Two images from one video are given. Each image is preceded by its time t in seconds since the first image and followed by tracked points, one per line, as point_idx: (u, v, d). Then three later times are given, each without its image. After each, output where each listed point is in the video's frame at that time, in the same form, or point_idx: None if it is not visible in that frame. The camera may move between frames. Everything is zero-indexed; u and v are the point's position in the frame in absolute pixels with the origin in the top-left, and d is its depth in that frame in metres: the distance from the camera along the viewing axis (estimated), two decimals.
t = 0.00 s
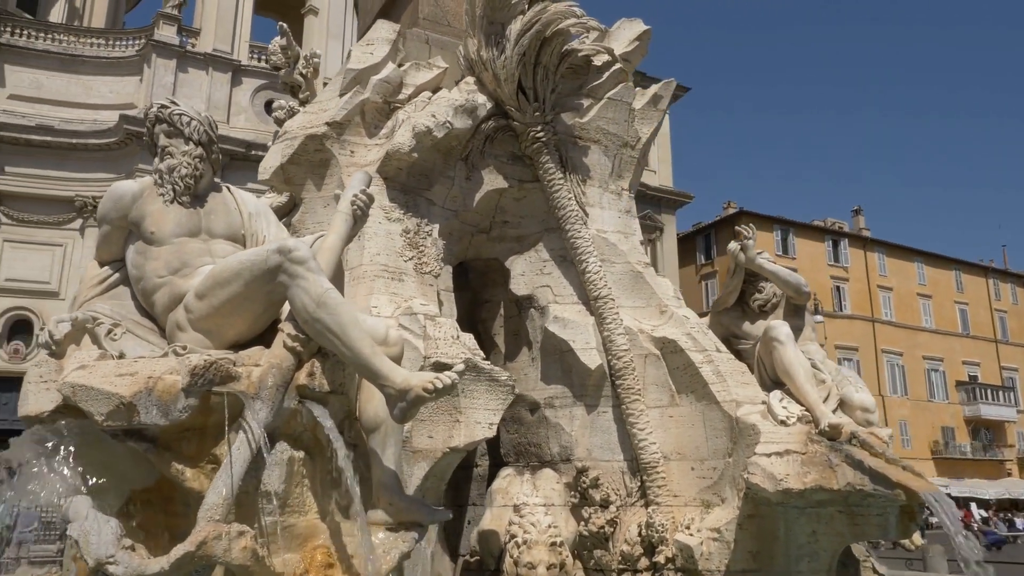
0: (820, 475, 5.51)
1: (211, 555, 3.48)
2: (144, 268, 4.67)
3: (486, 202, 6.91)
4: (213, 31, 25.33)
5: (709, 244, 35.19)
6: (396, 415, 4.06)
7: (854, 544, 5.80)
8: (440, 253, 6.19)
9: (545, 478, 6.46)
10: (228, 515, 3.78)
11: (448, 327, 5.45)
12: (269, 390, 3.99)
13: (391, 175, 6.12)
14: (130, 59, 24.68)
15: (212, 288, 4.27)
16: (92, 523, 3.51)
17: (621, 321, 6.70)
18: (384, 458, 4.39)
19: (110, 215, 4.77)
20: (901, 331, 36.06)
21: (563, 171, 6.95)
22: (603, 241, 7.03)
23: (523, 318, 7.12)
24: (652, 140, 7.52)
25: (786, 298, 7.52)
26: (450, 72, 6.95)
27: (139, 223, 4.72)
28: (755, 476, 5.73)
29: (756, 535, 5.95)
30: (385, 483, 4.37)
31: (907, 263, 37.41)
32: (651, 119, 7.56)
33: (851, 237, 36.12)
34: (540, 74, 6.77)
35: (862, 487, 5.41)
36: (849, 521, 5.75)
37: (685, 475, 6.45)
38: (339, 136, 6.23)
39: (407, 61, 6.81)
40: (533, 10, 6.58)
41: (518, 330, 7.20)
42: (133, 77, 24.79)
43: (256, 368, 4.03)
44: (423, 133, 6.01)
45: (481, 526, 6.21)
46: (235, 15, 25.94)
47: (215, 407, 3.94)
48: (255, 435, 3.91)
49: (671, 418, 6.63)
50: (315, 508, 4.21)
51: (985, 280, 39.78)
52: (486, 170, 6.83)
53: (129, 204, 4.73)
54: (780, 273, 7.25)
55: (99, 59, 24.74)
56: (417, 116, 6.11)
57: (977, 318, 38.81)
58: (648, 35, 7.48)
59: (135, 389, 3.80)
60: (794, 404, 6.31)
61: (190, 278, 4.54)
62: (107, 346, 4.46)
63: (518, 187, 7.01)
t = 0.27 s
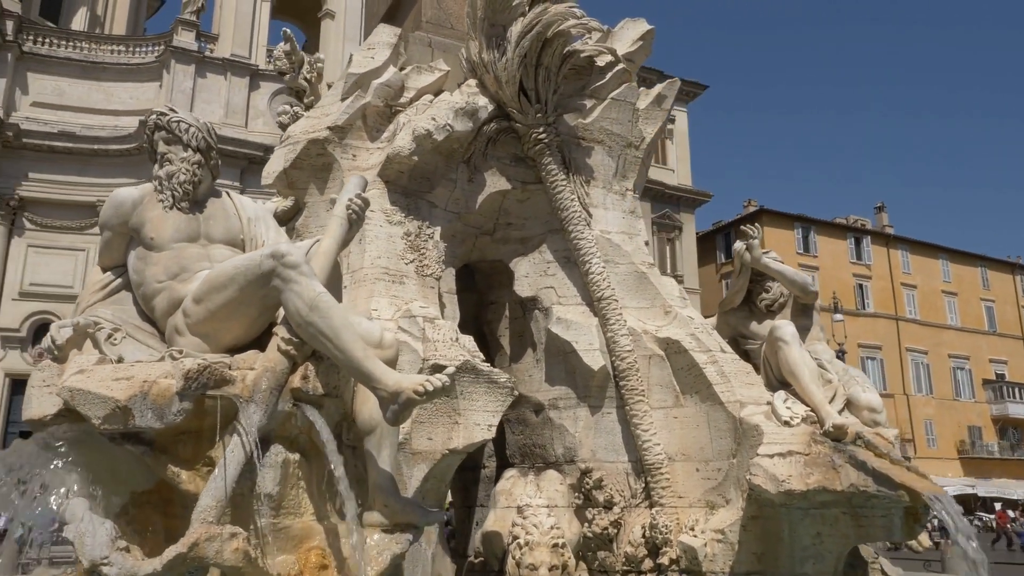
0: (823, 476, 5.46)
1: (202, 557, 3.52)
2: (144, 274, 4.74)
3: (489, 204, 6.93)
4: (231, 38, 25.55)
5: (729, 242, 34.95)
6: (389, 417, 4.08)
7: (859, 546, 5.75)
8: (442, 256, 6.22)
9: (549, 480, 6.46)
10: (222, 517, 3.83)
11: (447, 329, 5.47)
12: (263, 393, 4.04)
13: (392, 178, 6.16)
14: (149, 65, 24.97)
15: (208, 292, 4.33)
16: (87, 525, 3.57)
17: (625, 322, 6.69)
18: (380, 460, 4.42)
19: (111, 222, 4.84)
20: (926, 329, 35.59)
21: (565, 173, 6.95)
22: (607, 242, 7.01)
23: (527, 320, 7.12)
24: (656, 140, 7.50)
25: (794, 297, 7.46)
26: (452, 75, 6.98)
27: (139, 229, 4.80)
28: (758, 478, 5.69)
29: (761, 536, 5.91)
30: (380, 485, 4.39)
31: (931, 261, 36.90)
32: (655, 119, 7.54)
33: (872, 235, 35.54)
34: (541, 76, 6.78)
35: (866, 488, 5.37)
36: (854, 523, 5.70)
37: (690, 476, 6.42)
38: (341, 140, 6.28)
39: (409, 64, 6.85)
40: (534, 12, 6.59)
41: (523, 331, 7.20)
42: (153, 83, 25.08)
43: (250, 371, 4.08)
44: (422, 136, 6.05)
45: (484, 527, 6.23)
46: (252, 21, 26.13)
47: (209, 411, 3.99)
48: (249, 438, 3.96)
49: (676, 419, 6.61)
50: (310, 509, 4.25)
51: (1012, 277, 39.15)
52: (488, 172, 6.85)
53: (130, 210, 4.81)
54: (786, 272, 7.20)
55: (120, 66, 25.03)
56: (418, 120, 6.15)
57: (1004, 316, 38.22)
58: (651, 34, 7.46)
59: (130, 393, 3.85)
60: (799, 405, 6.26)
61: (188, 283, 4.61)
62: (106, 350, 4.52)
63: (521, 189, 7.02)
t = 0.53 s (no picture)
0: (825, 476, 5.43)
1: (194, 557, 3.57)
2: (143, 279, 4.82)
3: (491, 205, 6.95)
4: (248, 41, 25.92)
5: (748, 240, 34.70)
6: (381, 419, 4.12)
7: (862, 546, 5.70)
8: (443, 258, 6.25)
9: (551, 480, 6.45)
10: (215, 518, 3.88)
11: (446, 331, 5.50)
12: (257, 395, 4.09)
13: (392, 181, 6.20)
14: (168, 71, 25.19)
15: (204, 296, 4.38)
16: (81, 526, 3.64)
17: (627, 322, 6.68)
18: (374, 462, 4.45)
19: (112, 228, 4.92)
20: (950, 326, 35.11)
21: (567, 174, 6.96)
22: (609, 242, 7.00)
23: (530, 321, 7.12)
24: (660, 140, 7.48)
25: (800, 297, 7.41)
26: (454, 78, 7.00)
27: (139, 234, 4.87)
28: (759, 478, 5.66)
29: (764, 537, 5.88)
30: (374, 486, 4.43)
31: (954, 257, 36.40)
32: (658, 118, 7.52)
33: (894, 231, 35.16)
34: (542, 77, 6.78)
35: (867, 489, 5.32)
36: (857, 523, 5.65)
37: (693, 476, 6.40)
38: (342, 143, 6.33)
39: (410, 67, 6.87)
40: (533, 14, 6.61)
41: (527, 332, 7.20)
42: (171, 88, 25.24)
43: (245, 374, 4.14)
44: (422, 139, 6.08)
45: (487, 528, 6.24)
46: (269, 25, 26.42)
47: (202, 413, 4.05)
48: (241, 440, 4.01)
49: (680, 420, 6.58)
50: (305, 510, 4.30)
51: None
52: (490, 174, 6.87)
53: (130, 215, 4.88)
54: (791, 271, 7.16)
55: (139, 72, 25.24)
56: (417, 122, 6.18)
57: None
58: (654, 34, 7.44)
59: (125, 396, 3.92)
60: (803, 405, 6.21)
61: (186, 287, 4.68)
62: (105, 353, 4.59)
63: (523, 190, 7.04)
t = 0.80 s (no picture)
0: (825, 475, 5.39)
1: (184, 557, 3.62)
2: (142, 282, 4.89)
3: (492, 206, 6.97)
4: (264, 45, 26.20)
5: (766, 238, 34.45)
6: (372, 420, 4.14)
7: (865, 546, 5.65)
8: (442, 259, 6.27)
9: (553, 481, 6.44)
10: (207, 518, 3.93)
11: (443, 332, 5.52)
12: (249, 396, 4.13)
13: (391, 183, 6.24)
14: (185, 76, 25.44)
15: (198, 299, 4.43)
16: (74, 527, 3.70)
17: (629, 321, 6.66)
18: (368, 463, 4.47)
19: (110, 232, 4.98)
20: (972, 324, 34.66)
21: (568, 174, 6.96)
22: (610, 242, 6.99)
23: (533, 321, 7.13)
24: (662, 138, 7.45)
25: (805, 294, 7.36)
26: (454, 79, 7.02)
27: (137, 238, 4.94)
28: (759, 477, 5.63)
29: (766, 537, 5.85)
30: (368, 486, 4.45)
31: (977, 253, 35.93)
32: (660, 117, 7.50)
33: (914, 228, 34.73)
34: (541, 77, 6.78)
35: (869, 488, 5.27)
36: (858, 523, 5.61)
37: (696, 476, 6.37)
38: (342, 146, 6.38)
39: (410, 69, 6.90)
40: (531, 14, 6.61)
41: (529, 333, 7.21)
42: (189, 94, 25.48)
43: (238, 376, 4.19)
44: (420, 141, 6.10)
45: (488, 528, 6.25)
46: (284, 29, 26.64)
47: (195, 415, 4.10)
48: (234, 440, 4.05)
49: (682, 419, 6.55)
50: (300, 511, 4.33)
51: None
52: (491, 175, 6.89)
53: (128, 220, 4.95)
54: (795, 269, 7.11)
55: (157, 77, 25.51)
56: (416, 125, 6.21)
57: None
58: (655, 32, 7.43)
59: (118, 399, 3.98)
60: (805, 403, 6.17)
61: (183, 291, 4.73)
62: (103, 356, 4.66)
63: (524, 190, 7.05)
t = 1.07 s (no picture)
0: (824, 474, 5.35)
1: (173, 557, 3.66)
2: (139, 285, 4.95)
3: (491, 206, 6.97)
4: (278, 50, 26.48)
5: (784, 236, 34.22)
6: (361, 420, 4.17)
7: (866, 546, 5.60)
8: (440, 260, 6.29)
9: (554, 480, 6.43)
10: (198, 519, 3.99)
11: (438, 332, 5.54)
12: (240, 398, 4.18)
13: (390, 185, 6.27)
14: (201, 80, 25.58)
15: (191, 302, 4.49)
16: (67, 527, 3.76)
17: (629, 320, 6.64)
18: (361, 463, 4.49)
19: (108, 236, 5.05)
20: (994, 320, 34.19)
21: (567, 173, 6.95)
22: (610, 241, 6.97)
23: (534, 321, 7.12)
24: (663, 137, 7.43)
25: (809, 292, 7.30)
26: (453, 80, 7.03)
27: (134, 242, 5.01)
28: (757, 477, 5.59)
29: (766, 537, 5.82)
30: (361, 487, 4.49)
31: (999, 249, 35.42)
32: (661, 115, 7.48)
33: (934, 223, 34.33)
34: (539, 77, 6.78)
35: (868, 487, 5.23)
36: (859, 522, 5.56)
37: (697, 476, 6.34)
38: (341, 148, 6.41)
39: (409, 71, 6.92)
40: (528, 14, 6.62)
41: (531, 333, 7.20)
42: (204, 98, 25.59)
43: (229, 377, 4.23)
44: (417, 142, 6.13)
45: (488, 528, 6.26)
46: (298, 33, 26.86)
47: (186, 416, 4.15)
48: (225, 441, 4.09)
49: (683, 418, 6.53)
50: (292, 510, 4.36)
51: None
52: (490, 175, 6.90)
53: (125, 224, 5.01)
54: (797, 267, 7.07)
55: (174, 82, 25.70)
56: (413, 126, 6.24)
57: None
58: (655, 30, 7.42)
59: (110, 401, 4.04)
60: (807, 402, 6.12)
61: (178, 294, 4.79)
62: (99, 358, 4.72)
63: (524, 191, 7.05)
